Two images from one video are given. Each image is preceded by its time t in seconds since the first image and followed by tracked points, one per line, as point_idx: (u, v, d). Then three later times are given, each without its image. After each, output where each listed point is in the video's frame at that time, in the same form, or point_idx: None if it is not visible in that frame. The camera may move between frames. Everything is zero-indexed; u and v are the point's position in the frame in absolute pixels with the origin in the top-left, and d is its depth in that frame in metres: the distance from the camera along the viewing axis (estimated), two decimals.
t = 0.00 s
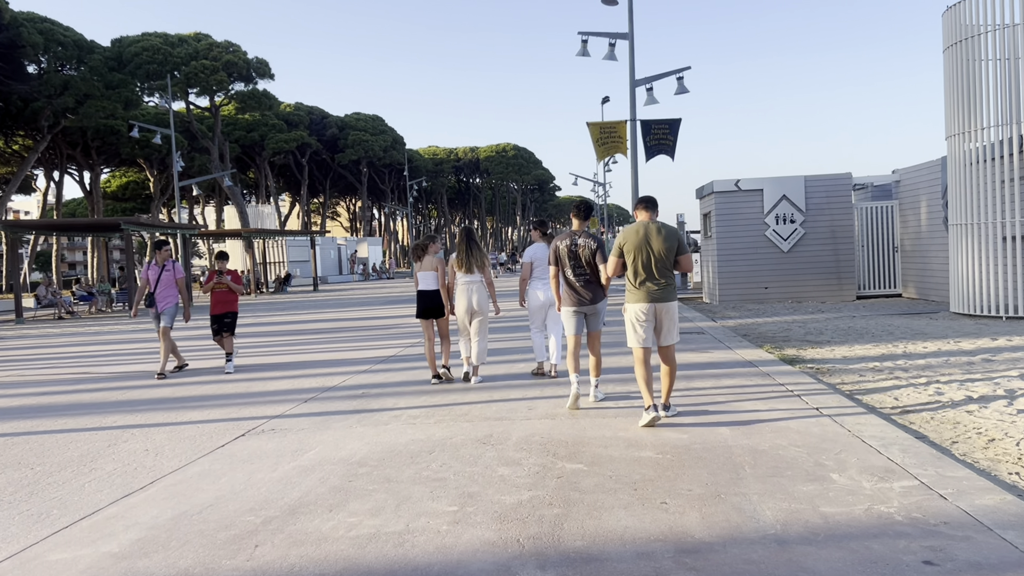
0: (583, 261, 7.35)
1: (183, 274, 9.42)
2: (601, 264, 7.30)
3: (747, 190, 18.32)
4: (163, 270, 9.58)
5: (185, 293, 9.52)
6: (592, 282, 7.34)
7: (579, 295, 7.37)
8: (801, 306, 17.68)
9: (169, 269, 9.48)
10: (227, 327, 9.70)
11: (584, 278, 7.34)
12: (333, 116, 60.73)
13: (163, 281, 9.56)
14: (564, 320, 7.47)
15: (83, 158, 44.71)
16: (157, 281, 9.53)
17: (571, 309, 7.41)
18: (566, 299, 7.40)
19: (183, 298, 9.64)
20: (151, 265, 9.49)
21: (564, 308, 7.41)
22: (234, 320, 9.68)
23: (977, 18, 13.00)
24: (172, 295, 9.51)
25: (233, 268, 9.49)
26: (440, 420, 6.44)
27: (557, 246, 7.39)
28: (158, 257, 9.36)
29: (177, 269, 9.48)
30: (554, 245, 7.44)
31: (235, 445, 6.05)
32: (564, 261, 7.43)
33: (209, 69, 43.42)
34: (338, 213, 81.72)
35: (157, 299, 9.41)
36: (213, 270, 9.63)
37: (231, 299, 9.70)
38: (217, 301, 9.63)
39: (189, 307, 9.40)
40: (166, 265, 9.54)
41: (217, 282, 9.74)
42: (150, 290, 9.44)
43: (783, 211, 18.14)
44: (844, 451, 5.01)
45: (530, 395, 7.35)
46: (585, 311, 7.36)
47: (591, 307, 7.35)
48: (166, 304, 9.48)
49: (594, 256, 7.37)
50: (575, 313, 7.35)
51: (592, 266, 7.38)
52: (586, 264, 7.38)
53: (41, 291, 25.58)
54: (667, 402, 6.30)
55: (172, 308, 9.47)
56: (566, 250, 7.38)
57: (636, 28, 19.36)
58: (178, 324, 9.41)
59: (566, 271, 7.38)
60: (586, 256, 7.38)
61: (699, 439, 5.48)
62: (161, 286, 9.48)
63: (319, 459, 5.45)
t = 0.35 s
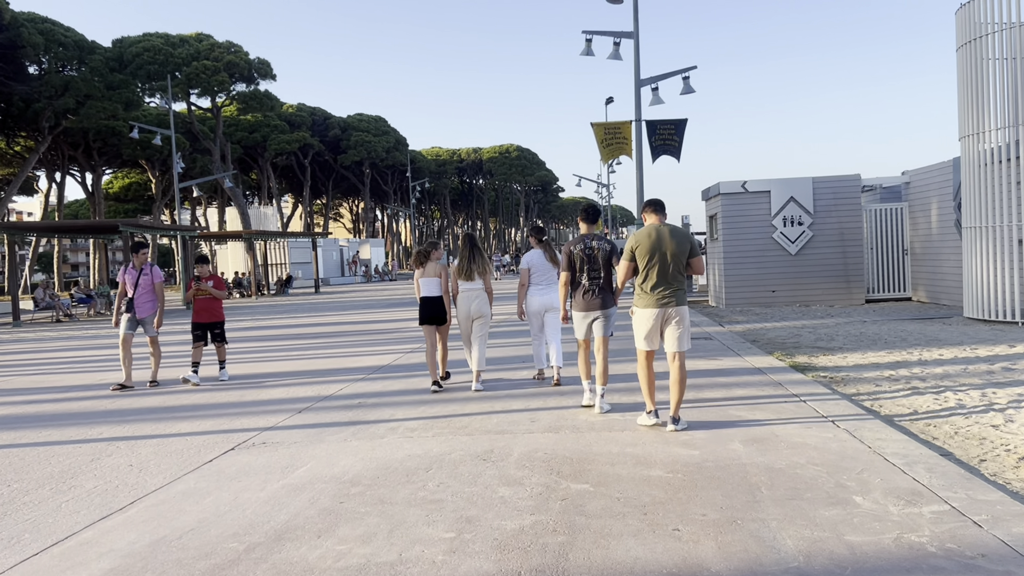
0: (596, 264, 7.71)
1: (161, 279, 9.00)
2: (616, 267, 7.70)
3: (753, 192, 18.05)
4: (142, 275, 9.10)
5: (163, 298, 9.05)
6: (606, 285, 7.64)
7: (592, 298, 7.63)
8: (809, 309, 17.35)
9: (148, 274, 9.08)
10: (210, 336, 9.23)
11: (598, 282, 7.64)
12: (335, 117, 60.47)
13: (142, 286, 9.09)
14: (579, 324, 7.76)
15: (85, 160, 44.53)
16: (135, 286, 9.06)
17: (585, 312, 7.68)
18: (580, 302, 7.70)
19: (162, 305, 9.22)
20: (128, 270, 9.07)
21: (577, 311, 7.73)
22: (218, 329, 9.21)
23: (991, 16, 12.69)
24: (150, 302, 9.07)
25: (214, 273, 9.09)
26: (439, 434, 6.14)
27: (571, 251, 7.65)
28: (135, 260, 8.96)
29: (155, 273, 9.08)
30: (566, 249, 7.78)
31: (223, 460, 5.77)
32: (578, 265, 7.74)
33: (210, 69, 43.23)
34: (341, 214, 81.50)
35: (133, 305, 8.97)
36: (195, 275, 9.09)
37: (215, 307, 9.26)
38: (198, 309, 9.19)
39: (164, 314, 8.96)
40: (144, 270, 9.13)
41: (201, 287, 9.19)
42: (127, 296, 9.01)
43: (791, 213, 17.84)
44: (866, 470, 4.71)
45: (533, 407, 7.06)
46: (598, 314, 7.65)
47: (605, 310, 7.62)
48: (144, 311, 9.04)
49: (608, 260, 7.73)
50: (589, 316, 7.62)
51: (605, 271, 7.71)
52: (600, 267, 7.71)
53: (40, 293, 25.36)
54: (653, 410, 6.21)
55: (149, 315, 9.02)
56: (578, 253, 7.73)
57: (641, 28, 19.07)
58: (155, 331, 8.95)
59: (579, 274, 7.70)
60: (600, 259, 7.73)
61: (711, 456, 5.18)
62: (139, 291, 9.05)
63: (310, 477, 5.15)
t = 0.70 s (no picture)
0: (602, 265, 7.44)
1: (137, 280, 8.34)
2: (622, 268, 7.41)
3: (765, 191, 17.73)
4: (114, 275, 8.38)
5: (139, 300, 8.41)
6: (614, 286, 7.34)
7: (599, 298, 7.35)
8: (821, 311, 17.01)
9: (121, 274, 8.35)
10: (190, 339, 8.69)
11: (605, 282, 7.36)
12: (341, 117, 60.23)
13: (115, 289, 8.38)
14: (589, 326, 7.48)
15: (91, 161, 44.35)
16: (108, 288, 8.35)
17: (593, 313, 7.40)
18: (584, 303, 7.43)
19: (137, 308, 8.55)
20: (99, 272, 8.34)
21: (584, 313, 7.47)
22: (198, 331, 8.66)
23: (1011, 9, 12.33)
24: (126, 305, 8.37)
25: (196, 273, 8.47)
26: (443, 441, 5.84)
27: (576, 251, 7.45)
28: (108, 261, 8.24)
29: (130, 274, 8.33)
30: (572, 249, 7.55)
31: (215, 468, 5.48)
32: (585, 266, 7.50)
33: (216, 69, 43.00)
34: (348, 215, 81.31)
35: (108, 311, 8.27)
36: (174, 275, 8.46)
37: (195, 306, 8.68)
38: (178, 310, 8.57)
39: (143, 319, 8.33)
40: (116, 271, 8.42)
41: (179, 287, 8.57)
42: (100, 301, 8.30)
43: (802, 212, 17.51)
44: (900, 483, 4.40)
45: (541, 412, 6.75)
46: (605, 316, 7.39)
47: (612, 311, 7.33)
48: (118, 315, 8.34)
49: (614, 259, 7.46)
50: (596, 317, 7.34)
51: (613, 272, 7.42)
52: (607, 267, 7.44)
53: (43, 294, 25.13)
54: (659, 412, 6.04)
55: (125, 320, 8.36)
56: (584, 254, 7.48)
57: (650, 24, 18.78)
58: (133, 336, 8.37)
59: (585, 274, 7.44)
60: (607, 259, 7.47)
61: (731, 467, 4.87)
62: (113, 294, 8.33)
63: (306, 487, 4.86)
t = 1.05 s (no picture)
0: (610, 268, 7.24)
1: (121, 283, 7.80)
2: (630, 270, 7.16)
3: (779, 193, 17.42)
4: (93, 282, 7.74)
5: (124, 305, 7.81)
6: (622, 290, 7.14)
7: (608, 302, 7.15)
8: (837, 315, 16.68)
9: (102, 280, 7.76)
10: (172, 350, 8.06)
11: (613, 286, 7.18)
12: (351, 120, 60.09)
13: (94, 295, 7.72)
14: (596, 329, 7.20)
15: (101, 163, 44.30)
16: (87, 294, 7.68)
17: (601, 316, 7.18)
18: (591, 307, 7.23)
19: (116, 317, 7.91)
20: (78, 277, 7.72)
21: (591, 315, 7.23)
22: (179, 342, 8.05)
23: None
24: (107, 312, 7.73)
25: (183, 280, 7.96)
26: (449, 456, 5.56)
27: (583, 253, 7.35)
28: (88, 265, 7.64)
29: (112, 279, 7.82)
30: (580, 252, 7.40)
31: (208, 484, 5.21)
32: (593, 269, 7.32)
33: (224, 71, 42.99)
34: (357, 218, 81.20)
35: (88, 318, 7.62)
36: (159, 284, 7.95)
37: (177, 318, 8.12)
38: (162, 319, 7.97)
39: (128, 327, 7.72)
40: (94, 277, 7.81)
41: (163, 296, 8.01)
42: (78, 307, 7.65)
43: (818, 215, 17.18)
44: (937, 506, 4.09)
45: (552, 423, 6.47)
46: (613, 320, 7.15)
47: (620, 315, 7.13)
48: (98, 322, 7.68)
49: (622, 264, 7.28)
50: (603, 320, 7.14)
51: (621, 275, 7.23)
52: (615, 270, 7.25)
53: (49, 297, 24.96)
54: (675, 424, 5.76)
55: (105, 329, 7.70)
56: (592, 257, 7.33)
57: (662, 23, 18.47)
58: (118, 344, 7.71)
59: (594, 277, 7.26)
60: (616, 262, 7.28)
61: (755, 486, 4.58)
62: (92, 301, 7.69)
63: (302, 507, 4.59)
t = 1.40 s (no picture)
0: (627, 269, 7.02)
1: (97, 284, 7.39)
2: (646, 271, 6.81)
3: (797, 192, 17.02)
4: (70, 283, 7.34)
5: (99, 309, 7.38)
6: (639, 290, 6.95)
7: (623, 303, 6.95)
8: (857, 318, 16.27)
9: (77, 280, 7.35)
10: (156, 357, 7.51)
11: (629, 287, 6.96)
12: (364, 122, 59.96)
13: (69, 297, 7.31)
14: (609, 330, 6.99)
15: (115, 166, 44.31)
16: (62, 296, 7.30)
17: (616, 317, 6.97)
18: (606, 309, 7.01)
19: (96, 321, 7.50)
20: (53, 278, 7.38)
21: (605, 318, 7.02)
22: (164, 348, 7.52)
23: None
24: (82, 314, 7.35)
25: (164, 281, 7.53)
26: (453, 468, 5.25)
27: (599, 253, 7.04)
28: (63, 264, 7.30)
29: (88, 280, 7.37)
30: (595, 252, 7.10)
31: (198, 497, 4.93)
32: (608, 269, 7.07)
33: (236, 73, 42.94)
34: (370, 220, 81.14)
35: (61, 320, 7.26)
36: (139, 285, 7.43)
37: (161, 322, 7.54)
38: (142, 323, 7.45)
39: (101, 332, 7.30)
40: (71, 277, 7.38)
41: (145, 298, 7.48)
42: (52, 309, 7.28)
43: (836, 214, 16.77)
44: (980, 527, 3.76)
45: (563, 432, 6.14)
46: (628, 321, 6.97)
47: (637, 317, 6.95)
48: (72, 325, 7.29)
49: (640, 264, 7.06)
50: (618, 322, 6.94)
51: (637, 275, 7.02)
52: (632, 272, 7.03)
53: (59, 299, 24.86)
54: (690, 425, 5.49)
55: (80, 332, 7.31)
56: (609, 257, 7.06)
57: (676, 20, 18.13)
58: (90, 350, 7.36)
59: (610, 278, 7.03)
60: (633, 263, 7.05)
61: (780, 504, 4.25)
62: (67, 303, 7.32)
63: (293, 523, 4.29)
